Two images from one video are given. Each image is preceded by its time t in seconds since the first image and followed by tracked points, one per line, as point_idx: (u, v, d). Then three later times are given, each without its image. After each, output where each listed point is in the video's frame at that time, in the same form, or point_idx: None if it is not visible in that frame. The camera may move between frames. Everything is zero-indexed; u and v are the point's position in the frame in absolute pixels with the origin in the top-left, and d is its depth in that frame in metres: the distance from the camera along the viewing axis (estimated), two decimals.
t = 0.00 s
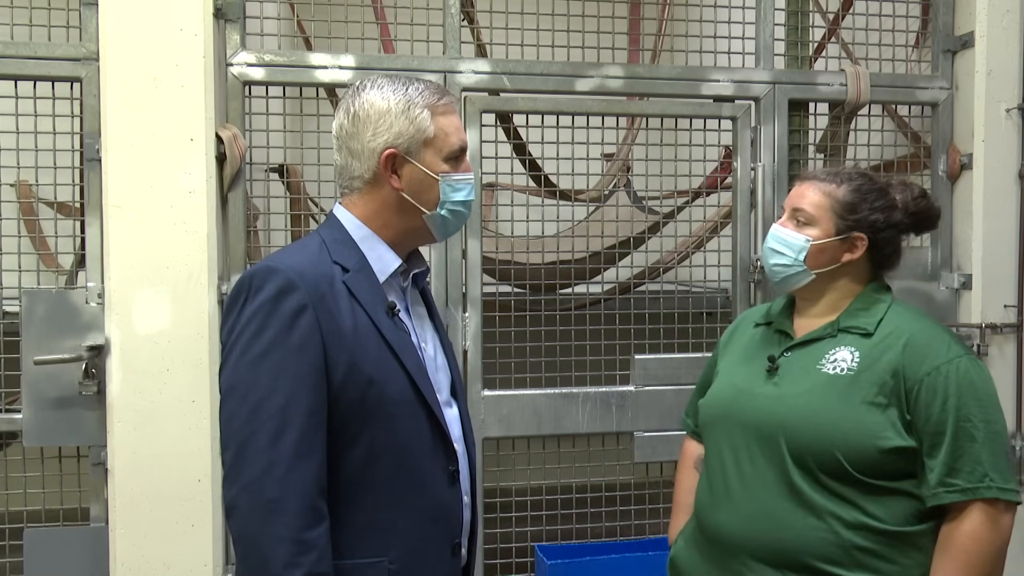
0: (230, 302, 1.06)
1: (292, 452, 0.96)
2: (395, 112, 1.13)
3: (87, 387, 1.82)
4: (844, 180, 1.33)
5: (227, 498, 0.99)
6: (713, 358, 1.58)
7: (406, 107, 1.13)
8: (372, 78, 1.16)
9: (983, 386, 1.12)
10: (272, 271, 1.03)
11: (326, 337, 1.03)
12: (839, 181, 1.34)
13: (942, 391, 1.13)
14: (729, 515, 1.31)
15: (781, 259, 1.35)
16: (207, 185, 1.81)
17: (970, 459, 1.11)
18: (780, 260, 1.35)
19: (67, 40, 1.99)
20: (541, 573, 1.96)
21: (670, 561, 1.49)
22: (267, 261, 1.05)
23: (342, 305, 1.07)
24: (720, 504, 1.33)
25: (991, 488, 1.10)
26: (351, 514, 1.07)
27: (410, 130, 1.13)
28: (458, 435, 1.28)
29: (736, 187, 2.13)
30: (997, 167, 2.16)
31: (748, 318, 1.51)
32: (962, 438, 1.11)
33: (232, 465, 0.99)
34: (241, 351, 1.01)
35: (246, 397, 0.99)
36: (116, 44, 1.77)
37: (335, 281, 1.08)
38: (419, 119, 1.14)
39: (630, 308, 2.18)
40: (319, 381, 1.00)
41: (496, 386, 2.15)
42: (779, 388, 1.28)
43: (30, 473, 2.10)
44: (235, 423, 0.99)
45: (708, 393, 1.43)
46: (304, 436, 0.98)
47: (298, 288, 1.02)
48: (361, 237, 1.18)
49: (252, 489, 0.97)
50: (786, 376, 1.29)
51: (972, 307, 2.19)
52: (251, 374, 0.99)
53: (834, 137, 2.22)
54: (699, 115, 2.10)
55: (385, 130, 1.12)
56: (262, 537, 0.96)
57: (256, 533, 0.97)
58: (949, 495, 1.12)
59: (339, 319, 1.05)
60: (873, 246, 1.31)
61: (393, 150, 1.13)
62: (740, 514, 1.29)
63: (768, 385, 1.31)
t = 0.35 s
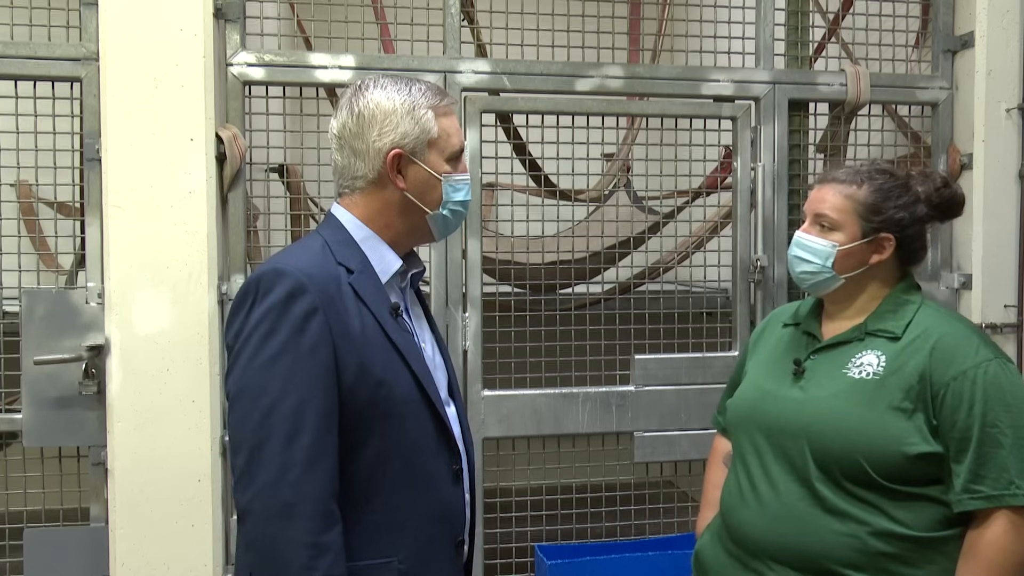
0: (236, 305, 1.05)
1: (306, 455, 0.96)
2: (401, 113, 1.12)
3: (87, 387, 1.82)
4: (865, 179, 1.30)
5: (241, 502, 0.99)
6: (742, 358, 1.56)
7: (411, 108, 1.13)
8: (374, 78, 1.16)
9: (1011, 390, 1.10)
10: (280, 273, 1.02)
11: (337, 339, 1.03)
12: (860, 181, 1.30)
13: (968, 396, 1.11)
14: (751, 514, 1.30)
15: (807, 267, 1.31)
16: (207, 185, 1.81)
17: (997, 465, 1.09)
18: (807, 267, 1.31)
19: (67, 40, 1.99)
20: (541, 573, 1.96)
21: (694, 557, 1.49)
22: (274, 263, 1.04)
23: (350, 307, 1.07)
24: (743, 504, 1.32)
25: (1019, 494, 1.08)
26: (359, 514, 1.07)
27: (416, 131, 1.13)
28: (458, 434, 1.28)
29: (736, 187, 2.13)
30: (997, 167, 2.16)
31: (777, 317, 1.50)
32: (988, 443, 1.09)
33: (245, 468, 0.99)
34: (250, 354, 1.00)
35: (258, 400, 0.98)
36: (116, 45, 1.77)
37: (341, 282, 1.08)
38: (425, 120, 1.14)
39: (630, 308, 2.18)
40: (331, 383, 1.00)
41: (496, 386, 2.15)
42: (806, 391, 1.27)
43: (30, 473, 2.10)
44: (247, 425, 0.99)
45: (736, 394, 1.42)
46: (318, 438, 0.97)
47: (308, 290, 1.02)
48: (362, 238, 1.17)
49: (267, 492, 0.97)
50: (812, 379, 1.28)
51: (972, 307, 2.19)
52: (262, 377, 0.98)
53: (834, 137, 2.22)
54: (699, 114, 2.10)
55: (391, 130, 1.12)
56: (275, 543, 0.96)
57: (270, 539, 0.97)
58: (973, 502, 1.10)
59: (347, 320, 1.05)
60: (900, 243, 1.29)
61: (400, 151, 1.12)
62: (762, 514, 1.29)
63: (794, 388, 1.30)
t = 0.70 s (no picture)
0: (244, 307, 1.03)
1: (329, 458, 0.96)
2: (401, 110, 1.12)
3: (87, 387, 1.82)
4: (887, 183, 1.27)
5: (261, 510, 0.97)
6: (758, 357, 1.54)
7: (411, 105, 1.13)
8: (371, 75, 1.15)
9: None
10: (293, 273, 1.01)
11: (351, 339, 1.02)
12: (882, 184, 1.27)
13: (999, 401, 1.11)
14: (774, 516, 1.29)
15: (831, 272, 1.30)
16: (207, 186, 1.81)
17: None
18: (830, 273, 1.30)
19: (67, 40, 1.99)
20: (541, 573, 1.96)
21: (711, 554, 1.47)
22: (285, 263, 1.03)
23: (362, 306, 1.06)
24: (766, 505, 1.31)
25: None
26: (375, 515, 1.07)
27: (416, 128, 1.13)
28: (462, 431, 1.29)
29: (736, 187, 2.12)
30: (997, 167, 2.16)
31: (796, 316, 1.47)
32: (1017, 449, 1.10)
33: (266, 476, 0.97)
34: (265, 358, 0.98)
35: (277, 404, 0.97)
36: (116, 45, 1.77)
37: (350, 282, 1.07)
38: (424, 117, 1.14)
39: (630, 308, 2.18)
40: (348, 384, 1.00)
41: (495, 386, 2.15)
42: (831, 394, 1.25)
43: (30, 473, 2.10)
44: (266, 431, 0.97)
45: (755, 395, 1.40)
46: (341, 439, 0.97)
47: (323, 290, 1.01)
48: (363, 236, 1.17)
49: (291, 498, 0.96)
50: (838, 382, 1.26)
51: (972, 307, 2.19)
52: (280, 380, 0.97)
53: (834, 137, 2.22)
54: (699, 114, 2.10)
55: (391, 128, 1.12)
56: (302, 548, 0.95)
57: (297, 544, 0.96)
58: (1003, 509, 1.10)
59: (360, 320, 1.05)
60: (926, 245, 1.27)
61: (400, 148, 1.12)
62: (787, 517, 1.27)
63: (818, 391, 1.28)
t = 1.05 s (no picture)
0: (257, 306, 1.01)
1: (347, 461, 0.95)
2: (410, 107, 1.12)
3: (87, 387, 1.82)
4: (901, 182, 1.27)
5: (277, 515, 0.95)
6: (761, 354, 1.52)
7: (419, 102, 1.13)
8: (379, 72, 1.14)
9: None
10: (309, 272, 1.00)
11: (367, 340, 1.02)
12: (896, 183, 1.27)
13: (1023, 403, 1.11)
14: (795, 517, 1.27)
15: (848, 273, 1.29)
16: (207, 186, 1.81)
17: None
18: (847, 273, 1.29)
19: (67, 40, 1.99)
20: (541, 573, 1.96)
21: (718, 555, 1.45)
22: (300, 262, 1.01)
23: (375, 307, 1.06)
24: (784, 506, 1.29)
25: None
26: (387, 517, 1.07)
27: (425, 125, 1.13)
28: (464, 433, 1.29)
29: (736, 187, 2.12)
30: (997, 167, 2.15)
31: (805, 314, 1.46)
32: None
33: (281, 480, 0.95)
34: (281, 359, 0.96)
35: (294, 407, 0.95)
36: (116, 45, 1.77)
37: (364, 282, 1.06)
38: (432, 115, 1.14)
39: (630, 308, 2.18)
40: (364, 385, 0.99)
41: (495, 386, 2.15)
42: (853, 394, 1.24)
43: (30, 473, 2.10)
44: (282, 433, 0.95)
45: (766, 393, 1.38)
46: (357, 443, 0.97)
47: (339, 290, 1.00)
48: (372, 235, 1.16)
49: (309, 503, 0.94)
50: (859, 382, 1.25)
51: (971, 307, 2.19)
52: (297, 381, 0.96)
53: (834, 137, 2.22)
54: (699, 114, 2.10)
55: (400, 125, 1.11)
56: (319, 553, 0.94)
57: (314, 550, 0.94)
58: None
59: (374, 321, 1.04)
60: (940, 243, 1.28)
61: (409, 146, 1.12)
62: (809, 518, 1.25)
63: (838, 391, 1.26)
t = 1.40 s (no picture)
0: (268, 306, 1.00)
1: (360, 465, 0.95)
2: (424, 105, 1.10)
3: (87, 387, 1.82)
4: (909, 183, 1.27)
5: (289, 519, 0.95)
6: (765, 350, 1.50)
7: (434, 100, 1.11)
8: (393, 68, 1.13)
9: None
10: (322, 272, 0.99)
11: (380, 341, 1.01)
12: (903, 185, 1.27)
13: None
14: (807, 516, 1.26)
15: (861, 278, 1.29)
16: (207, 186, 1.81)
17: None
18: (861, 279, 1.29)
19: (67, 40, 1.99)
20: (541, 573, 1.96)
21: (723, 553, 1.44)
22: (313, 261, 1.00)
23: (388, 307, 1.05)
24: (795, 505, 1.28)
25: None
26: (397, 519, 1.07)
27: (438, 124, 1.12)
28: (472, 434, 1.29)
29: (736, 187, 2.12)
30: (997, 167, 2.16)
31: (812, 313, 1.45)
32: None
33: (294, 483, 0.94)
34: (293, 359, 0.95)
35: (307, 408, 0.94)
36: (116, 45, 1.77)
37: (375, 282, 1.05)
38: (447, 113, 1.13)
39: (630, 308, 2.18)
40: (377, 387, 0.98)
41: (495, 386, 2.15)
42: (868, 395, 1.24)
43: (30, 473, 2.10)
44: (294, 436, 0.95)
45: (776, 392, 1.37)
46: (371, 446, 0.96)
47: (352, 290, 0.99)
48: (382, 233, 1.16)
49: (322, 508, 0.94)
50: (873, 383, 1.24)
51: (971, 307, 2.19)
52: (310, 383, 0.95)
53: (834, 137, 2.22)
54: (699, 114, 2.10)
55: (412, 123, 1.10)
56: (333, 558, 0.94)
57: (326, 555, 0.94)
58: None
59: (387, 321, 1.04)
60: (950, 243, 1.28)
61: (421, 144, 1.11)
62: (822, 517, 1.24)
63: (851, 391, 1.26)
